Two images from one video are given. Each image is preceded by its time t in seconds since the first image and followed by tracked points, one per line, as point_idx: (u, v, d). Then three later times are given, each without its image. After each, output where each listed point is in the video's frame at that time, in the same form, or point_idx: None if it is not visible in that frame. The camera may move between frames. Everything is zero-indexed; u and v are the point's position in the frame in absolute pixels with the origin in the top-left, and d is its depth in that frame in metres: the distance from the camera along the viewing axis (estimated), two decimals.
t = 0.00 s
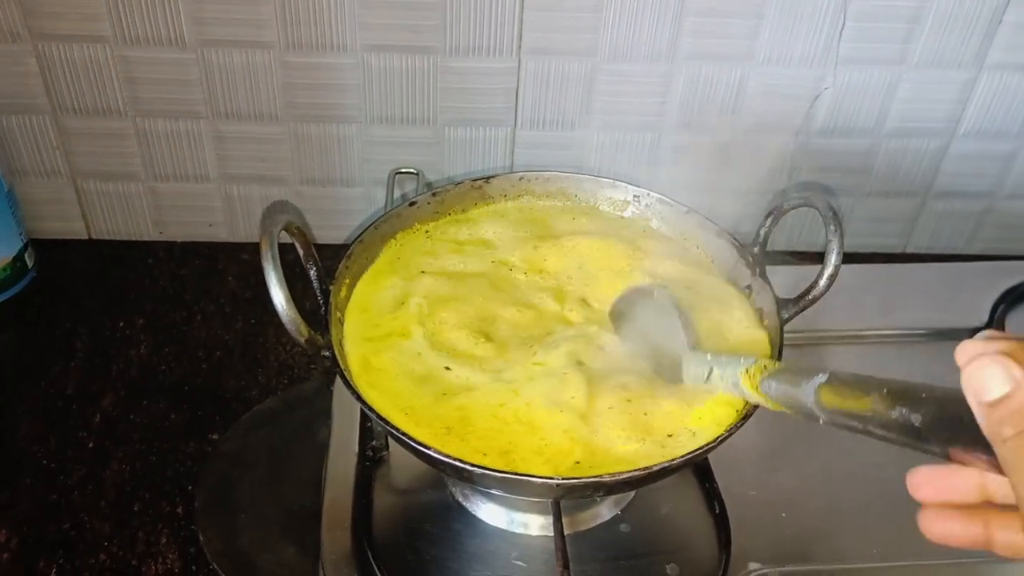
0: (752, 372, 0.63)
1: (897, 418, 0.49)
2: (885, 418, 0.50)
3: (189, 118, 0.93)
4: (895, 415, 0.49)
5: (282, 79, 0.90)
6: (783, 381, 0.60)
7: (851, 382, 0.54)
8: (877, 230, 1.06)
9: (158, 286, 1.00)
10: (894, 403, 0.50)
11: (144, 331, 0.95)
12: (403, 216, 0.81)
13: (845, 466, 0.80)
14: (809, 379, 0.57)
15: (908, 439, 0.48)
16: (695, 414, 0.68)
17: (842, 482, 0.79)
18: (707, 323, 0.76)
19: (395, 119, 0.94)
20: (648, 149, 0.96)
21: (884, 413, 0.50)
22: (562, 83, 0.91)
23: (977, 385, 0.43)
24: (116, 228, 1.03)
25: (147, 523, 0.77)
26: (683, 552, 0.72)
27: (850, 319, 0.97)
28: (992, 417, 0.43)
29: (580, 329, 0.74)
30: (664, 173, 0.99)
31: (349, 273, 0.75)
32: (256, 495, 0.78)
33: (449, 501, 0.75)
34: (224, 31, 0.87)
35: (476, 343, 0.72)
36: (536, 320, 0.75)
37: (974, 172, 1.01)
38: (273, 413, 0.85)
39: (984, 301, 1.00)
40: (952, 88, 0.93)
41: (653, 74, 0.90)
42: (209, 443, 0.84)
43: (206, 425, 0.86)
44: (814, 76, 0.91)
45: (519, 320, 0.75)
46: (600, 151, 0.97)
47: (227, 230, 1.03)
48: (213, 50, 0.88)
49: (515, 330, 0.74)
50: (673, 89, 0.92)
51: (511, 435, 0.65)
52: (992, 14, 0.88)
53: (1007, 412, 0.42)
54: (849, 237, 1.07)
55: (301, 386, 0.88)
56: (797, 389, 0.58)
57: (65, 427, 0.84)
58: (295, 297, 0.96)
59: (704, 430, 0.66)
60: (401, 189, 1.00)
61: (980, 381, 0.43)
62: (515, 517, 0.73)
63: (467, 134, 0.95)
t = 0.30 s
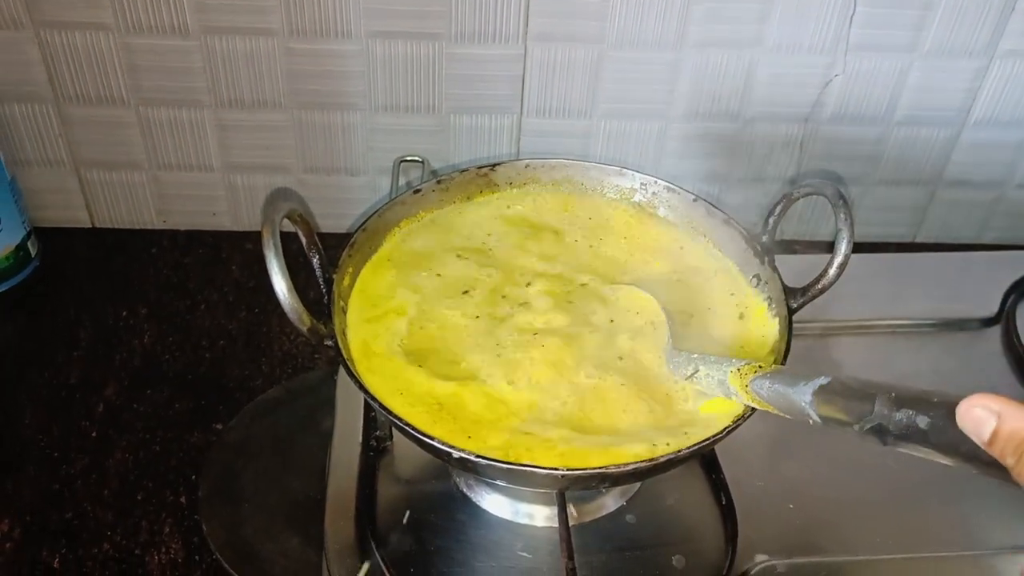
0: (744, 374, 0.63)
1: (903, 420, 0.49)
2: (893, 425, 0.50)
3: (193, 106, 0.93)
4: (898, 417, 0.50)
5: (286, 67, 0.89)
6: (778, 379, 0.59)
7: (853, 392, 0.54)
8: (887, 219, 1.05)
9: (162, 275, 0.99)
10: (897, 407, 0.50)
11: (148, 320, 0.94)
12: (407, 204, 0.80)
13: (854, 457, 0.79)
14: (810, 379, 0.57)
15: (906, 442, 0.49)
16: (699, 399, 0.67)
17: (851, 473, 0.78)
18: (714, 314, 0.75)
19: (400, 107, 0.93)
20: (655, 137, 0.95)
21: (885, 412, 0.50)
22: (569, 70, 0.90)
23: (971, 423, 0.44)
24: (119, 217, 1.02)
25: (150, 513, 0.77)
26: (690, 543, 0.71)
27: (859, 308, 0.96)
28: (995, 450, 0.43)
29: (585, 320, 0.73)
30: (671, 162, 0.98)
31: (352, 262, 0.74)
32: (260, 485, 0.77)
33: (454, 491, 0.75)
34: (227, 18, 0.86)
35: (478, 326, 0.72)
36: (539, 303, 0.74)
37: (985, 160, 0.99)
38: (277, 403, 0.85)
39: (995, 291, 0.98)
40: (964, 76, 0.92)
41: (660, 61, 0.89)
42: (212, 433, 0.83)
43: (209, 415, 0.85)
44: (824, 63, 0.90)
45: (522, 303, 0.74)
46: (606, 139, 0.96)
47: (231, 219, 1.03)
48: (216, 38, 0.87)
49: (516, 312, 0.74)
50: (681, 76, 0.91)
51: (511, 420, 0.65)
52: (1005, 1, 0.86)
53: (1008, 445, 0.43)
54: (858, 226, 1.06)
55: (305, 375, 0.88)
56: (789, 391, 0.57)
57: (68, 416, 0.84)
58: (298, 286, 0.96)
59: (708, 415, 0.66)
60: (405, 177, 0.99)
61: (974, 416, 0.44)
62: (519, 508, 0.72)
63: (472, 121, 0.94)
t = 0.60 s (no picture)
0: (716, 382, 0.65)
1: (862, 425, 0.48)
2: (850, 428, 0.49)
3: (200, 94, 0.92)
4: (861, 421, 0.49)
5: (294, 54, 0.89)
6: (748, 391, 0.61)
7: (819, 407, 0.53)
8: (898, 205, 1.04)
9: (170, 263, 0.99)
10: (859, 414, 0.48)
11: (156, 309, 0.94)
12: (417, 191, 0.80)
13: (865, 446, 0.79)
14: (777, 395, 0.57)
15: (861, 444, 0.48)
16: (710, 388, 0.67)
17: (862, 461, 0.78)
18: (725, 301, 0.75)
19: (408, 94, 0.92)
20: (665, 123, 0.95)
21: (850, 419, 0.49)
22: (578, 57, 0.89)
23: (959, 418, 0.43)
24: (128, 205, 1.02)
25: (160, 501, 0.77)
26: (700, 531, 0.71)
27: (870, 296, 0.95)
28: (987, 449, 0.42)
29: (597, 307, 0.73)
30: (681, 149, 0.97)
31: (362, 249, 0.74)
32: (270, 474, 0.77)
33: (464, 480, 0.75)
34: (234, 5, 0.85)
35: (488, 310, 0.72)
36: (549, 290, 0.74)
37: (997, 146, 0.98)
38: (286, 391, 0.85)
39: (1007, 278, 0.98)
40: (977, 60, 0.91)
41: (670, 47, 0.89)
42: (222, 421, 0.84)
43: (219, 403, 0.85)
44: (836, 49, 0.89)
45: (532, 290, 0.74)
46: (615, 126, 0.95)
47: (240, 207, 1.03)
48: (223, 25, 0.87)
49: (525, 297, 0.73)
50: (691, 62, 0.90)
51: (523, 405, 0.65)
52: None
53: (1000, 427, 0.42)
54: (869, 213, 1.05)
55: (314, 364, 0.88)
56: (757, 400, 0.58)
57: (78, 404, 0.84)
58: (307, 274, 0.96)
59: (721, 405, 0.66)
60: (414, 164, 0.98)
61: (957, 419, 0.43)
62: (530, 497, 0.72)
63: (480, 109, 0.94)
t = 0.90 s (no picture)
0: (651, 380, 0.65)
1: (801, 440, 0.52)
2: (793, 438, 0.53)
3: (217, 85, 0.92)
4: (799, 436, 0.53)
5: (311, 44, 0.89)
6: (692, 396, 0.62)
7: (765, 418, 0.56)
8: (918, 198, 1.03)
9: (187, 254, 1.00)
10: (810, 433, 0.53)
11: (173, 300, 0.94)
12: (434, 182, 0.80)
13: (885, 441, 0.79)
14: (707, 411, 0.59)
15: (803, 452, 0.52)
16: (730, 375, 0.67)
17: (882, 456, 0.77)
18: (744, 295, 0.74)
19: (425, 85, 0.92)
20: (684, 115, 0.94)
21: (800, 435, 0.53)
22: (596, 48, 0.89)
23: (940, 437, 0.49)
24: (145, 196, 1.03)
25: (178, 491, 0.77)
26: (718, 525, 0.71)
27: (890, 288, 0.94)
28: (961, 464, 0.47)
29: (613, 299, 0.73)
30: (699, 141, 0.96)
31: (379, 240, 0.74)
32: (288, 465, 0.78)
33: (482, 471, 0.74)
34: None
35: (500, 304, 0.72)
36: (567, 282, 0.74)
37: (1019, 138, 0.97)
38: (303, 382, 0.85)
39: None
40: (999, 51, 0.90)
41: (689, 38, 0.88)
42: (239, 412, 0.84)
43: (236, 394, 0.85)
44: (856, 39, 0.88)
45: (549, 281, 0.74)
46: (633, 117, 0.94)
47: (256, 198, 1.03)
48: (240, 15, 0.87)
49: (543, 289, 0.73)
50: (710, 52, 0.89)
51: (549, 399, 0.65)
52: None
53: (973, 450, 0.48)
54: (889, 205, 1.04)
55: (331, 355, 0.88)
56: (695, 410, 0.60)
57: (96, 394, 0.84)
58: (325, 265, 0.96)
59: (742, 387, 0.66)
60: (430, 155, 0.98)
61: (937, 438, 0.49)
62: (547, 489, 0.72)
63: (497, 100, 0.93)
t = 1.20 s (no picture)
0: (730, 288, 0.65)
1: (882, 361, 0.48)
2: (872, 359, 0.48)
3: (226, 84, 0.92)
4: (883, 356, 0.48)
5: (319, 44, 0.89)
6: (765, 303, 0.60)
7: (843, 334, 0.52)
8: (930, 197, 1.02)
9: (197, 254, 1.00)
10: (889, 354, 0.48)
11: (183, 299, 0.95)
12: (443, 181, 0.80)
13: (896, 441, 0.78)
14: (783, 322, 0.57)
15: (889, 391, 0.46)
16: (737, 381, 0.67)
17: (893, 457, 0.77)
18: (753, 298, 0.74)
19: (434, 85, 0.92)
20: (694, 115, 0.94)
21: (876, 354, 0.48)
22: (605, 47, 0.88)
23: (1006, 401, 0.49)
24: (154, 196, 1.03)
25: (187, 490, 0.77)
26: (728, 525, 0.70)
27: (902, 287, 0.93)
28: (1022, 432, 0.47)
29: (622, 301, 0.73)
30: (709, 140, 0.96)
31: (388, 240, 0.74)
32: (297, 464, 0.78)
33: (490, 471, 0.74)
34: None
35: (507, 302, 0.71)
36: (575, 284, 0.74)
37: None
38: (311, 382, 0.85)
39: None
40: (1012, 48, 0.89)
41: (698, 37, 0.88)
42: (248, 411, 0.84)
43: (245, 393, 0.85)
44: (867, 37, 0.88)
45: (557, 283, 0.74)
46: (643, 116, 0.94)
47: (265, 197, 1.03)
48: (249, 15, 0.87)
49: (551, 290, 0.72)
50: (720, 50, 0.89)
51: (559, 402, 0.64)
52: None
53: None
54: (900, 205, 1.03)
55: (339, 354, 0.88)
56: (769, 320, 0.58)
57: (106, 394, 0.85)
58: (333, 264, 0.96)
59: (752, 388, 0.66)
60: (439, 155, 0.98)
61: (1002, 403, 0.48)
62: (556, 489, 0.72)
63: (506, 99, 0.93)
